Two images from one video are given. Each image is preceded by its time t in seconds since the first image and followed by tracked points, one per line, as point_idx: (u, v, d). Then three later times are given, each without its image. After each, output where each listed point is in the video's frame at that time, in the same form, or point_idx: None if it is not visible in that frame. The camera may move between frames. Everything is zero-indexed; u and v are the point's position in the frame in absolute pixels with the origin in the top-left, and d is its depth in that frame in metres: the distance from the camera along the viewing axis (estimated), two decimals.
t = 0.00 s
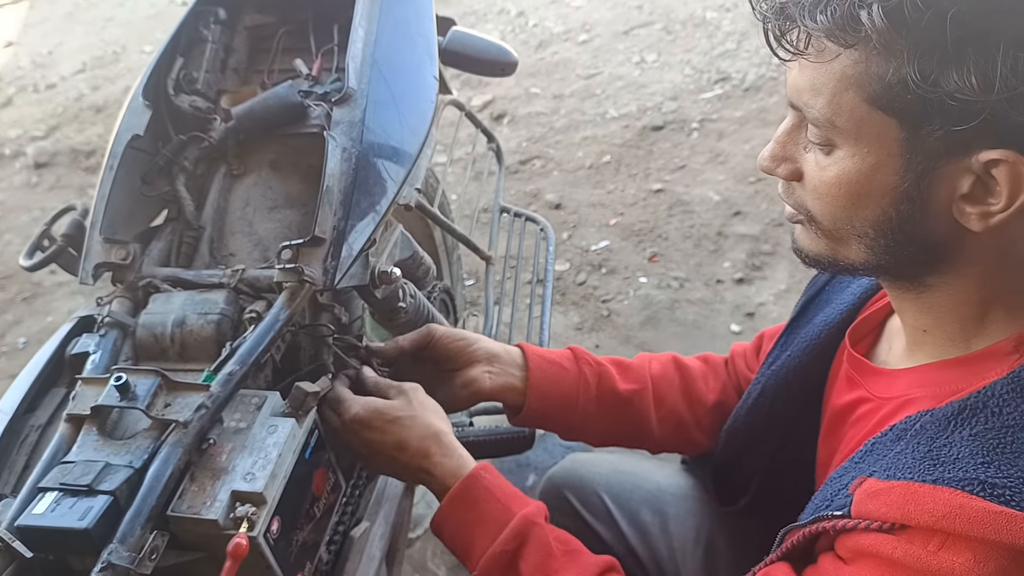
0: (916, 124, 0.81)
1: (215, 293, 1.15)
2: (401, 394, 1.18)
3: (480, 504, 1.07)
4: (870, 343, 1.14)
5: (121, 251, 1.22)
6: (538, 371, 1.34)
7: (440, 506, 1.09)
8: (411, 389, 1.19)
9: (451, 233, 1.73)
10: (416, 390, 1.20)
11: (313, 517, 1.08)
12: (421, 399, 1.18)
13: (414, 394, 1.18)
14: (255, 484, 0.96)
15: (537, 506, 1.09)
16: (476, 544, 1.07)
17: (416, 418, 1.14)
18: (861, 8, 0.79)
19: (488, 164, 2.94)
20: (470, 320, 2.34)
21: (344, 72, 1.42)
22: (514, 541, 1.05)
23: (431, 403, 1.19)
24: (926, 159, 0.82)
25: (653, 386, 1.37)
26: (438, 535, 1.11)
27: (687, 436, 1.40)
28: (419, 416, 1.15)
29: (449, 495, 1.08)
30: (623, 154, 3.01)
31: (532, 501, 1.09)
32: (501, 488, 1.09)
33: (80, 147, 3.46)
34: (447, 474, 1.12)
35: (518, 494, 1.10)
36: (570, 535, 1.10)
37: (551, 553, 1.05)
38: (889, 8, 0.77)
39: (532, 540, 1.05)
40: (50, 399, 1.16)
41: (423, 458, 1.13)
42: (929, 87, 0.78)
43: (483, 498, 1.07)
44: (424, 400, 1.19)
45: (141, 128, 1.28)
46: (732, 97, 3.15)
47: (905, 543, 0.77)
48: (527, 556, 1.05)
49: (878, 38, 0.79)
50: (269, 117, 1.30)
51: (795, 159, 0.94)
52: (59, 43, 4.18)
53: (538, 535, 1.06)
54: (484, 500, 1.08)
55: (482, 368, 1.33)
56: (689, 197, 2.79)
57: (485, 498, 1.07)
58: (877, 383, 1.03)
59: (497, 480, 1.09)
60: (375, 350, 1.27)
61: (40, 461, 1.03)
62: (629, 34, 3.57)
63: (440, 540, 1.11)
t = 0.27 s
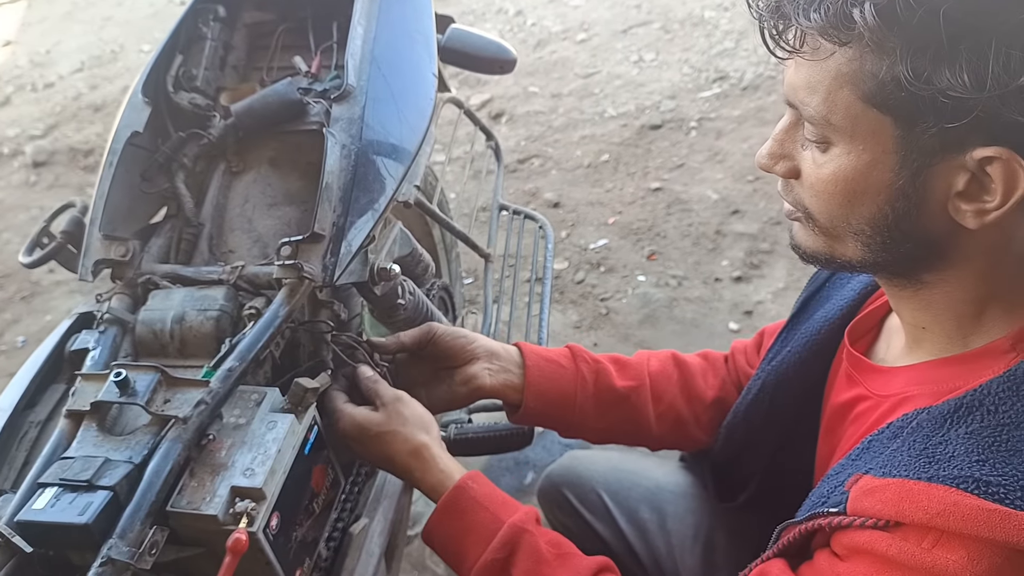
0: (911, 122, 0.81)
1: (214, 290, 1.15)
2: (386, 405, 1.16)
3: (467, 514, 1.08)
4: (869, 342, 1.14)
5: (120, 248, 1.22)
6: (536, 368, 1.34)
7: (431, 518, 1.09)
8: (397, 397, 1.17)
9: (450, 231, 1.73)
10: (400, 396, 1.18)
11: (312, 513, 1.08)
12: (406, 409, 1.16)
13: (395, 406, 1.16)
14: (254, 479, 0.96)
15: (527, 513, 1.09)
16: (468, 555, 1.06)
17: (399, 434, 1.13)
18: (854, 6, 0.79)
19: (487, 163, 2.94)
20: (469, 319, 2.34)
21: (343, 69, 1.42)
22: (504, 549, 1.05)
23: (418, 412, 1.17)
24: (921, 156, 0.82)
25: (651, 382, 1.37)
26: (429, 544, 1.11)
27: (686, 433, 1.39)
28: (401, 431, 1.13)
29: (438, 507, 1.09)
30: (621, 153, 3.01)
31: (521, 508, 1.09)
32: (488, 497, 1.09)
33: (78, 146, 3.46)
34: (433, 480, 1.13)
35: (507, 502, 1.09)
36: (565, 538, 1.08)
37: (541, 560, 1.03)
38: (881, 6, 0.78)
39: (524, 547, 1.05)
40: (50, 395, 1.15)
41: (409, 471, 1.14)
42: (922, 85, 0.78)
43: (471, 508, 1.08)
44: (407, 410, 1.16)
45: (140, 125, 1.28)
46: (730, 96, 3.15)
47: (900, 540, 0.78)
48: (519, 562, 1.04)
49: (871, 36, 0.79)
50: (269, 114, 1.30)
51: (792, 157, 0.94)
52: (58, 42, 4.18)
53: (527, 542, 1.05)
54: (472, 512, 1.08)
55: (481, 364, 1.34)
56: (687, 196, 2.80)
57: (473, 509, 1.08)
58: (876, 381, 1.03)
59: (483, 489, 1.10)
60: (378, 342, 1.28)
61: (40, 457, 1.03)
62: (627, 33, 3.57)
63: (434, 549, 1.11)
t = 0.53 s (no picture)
0: (903, 110, 0.81)
1: (207, 286, 1.15)
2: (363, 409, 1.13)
3: (447, 517, 1.07)
4: (863, 336, 1.13)
5: (114, 245, 1.21)
6: (525, 363, 1.35)
7: (410, 522, 1.09)
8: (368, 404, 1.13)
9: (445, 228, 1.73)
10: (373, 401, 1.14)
11: (306, 510, 1.08)
12: (382, 417, 1.13)
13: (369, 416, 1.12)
14: (247, 476, 0.96)
15: (509, 510, 1.08)
16: (451, 556, 1.07)
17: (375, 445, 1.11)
18: None
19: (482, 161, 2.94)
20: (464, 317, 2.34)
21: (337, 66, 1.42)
22: (486, 549, 1.04)
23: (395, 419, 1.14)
24: (913, 145, 0.82)
25: (641, 377, 1.37)
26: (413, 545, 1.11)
27: (677, 426, 1.39)
28: (376, 442, 1.11)
29: (416, 511, 1.09)
30: (617, 152, 3.01)
31: (502, 505, 1.09)
32: (469, 497, 1.09)
33: (73, 145, 3.45)
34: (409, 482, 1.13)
35: (488, 499, 1.09)
36: (549, 533, 1.08)
37: (524, 557, 1.03)
38: None
39: (505, 546, 1.05)
40: (42, 391, 1.13)
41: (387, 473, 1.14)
42: (916, 72, 0.78)
43: (450, 511, 1.08)
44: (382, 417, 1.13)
45: (134, 121, 1.28)
46: (726, 94, 3.15)
47: (892, 534, 0.77)
48: (502, 561, 1.04)
49: (865, 22, 0.79)
50: (263, 111, 1.29)
51: (784, 148, 0.94)
52: (53, 41, 4.17)
53: (509, 542, 1.05)
54: (451, 514, 1.07)
55: (473, 360, 1.35)
56: (683, 194, 2.80)
57: (452, 511, 1.07)
58: (868, 376, 1.03)
59: (463, 489, 1.09)
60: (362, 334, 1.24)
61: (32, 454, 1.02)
62: (623, 31, 3.57)
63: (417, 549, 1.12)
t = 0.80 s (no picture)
0: (888, 107, 0.81)
1: (199, 286, 1.15)
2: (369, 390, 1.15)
3: (446, 503, 1.08)
4: (851, 333, 1.13)
5: (106, 245, 1.21)
6: (523, 364, 1.34)
7: (410, 505, 1.09)
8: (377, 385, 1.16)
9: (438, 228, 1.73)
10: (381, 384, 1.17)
11: (300, 510, 1.08)
12: (390, 397, 1.16)
13: (378, 395, 1.15)
14: (241, 476, 0.97)
15: (507, 502, 1.08)
16: (447, 542, 1.06)
17: (376, 421, 1.13)
18: None
19: (476, 161, 2.94)
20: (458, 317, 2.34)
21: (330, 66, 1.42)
22: (485, 535, 1.04)
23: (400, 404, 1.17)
24: (898, 142, 0.82)
25: (637, 378, 1.37)
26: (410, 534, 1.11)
27: (671, 428, 1.39)
28: (378, 419, 1.13)
29: (417, 495, 1.09)
30: (610, 152, 3.01)
31: (502, 497, 1.09)
32: (469, 485, 1.09)
33: (65, 146, 3.44)
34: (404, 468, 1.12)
35: (487, 490, 1.09)
36: (544, 529, 1.08)
37: (521, 547, 1.03)
38: None
39: (504, 534, 1.04)
40: (35, 393, 1.13)
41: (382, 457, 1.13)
42: (899, 68, 0.78)
43: (450, 497, 1.08)
44: (390, 399, 1.16)
45: (126, 122, 1.27)
46: (719, 94, 3.16)
47: (887, 525, 0.78)
48: (499, 549, 1.04)
49: (847, 20, 0.79)
50: (255, 112, 1.29)
51: (773, 147, 0.94)
52: (44, 42, 4.16)
53: (507, 530, 1.05)
54: (450, 499, 1.08)
55: (473, 365, 1.35)
56: (675, 194, 2.80)
57: (451, 496, 1.08)
58: (858, 371, 1.03)
59: (464, 477, 1.10)
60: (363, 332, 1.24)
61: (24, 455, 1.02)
62: (616, 32, 3.57)
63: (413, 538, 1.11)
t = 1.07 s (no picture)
0: (904, 101, 0.82)
1: (203, 288, 1.14)
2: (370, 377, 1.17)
3: (460, 477, 1.07)
4: (862, 327, 1.14)
5: (109, 246, 1.21)
6: (533, 369, 1.34)
7: (424, 480, 1.08)
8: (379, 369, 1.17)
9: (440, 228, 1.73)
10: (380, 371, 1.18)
11: (304, 512, 1.08)
12: (390, 379, 1.17)
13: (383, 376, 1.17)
14: (245, 478, 0.96)
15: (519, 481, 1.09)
16: (458, 516, 1.05)
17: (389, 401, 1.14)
18: None
19: (475, 161, 2.94)
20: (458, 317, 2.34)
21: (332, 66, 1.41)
22: (496, 510, 1.04)
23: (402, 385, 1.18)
24: (914, 136, 0.83)
25: (645, 382, 1.37)
26: (421, 511, 1.09)
27: (680, 433, 1.39)
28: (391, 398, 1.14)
29: (431, 469, 1.08)
30: (609, 151, 3.01)
31: (514, 477, 1.09)
32: (483, 463, 1.09)
33: (63, 146, 3.43)
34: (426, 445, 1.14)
35: (499, 469, 1.09)
36: (552, 511, 1.09)
37: (533, 525, 1.04)
38: None
39: (514, 510, 1.04)
40: (37, 395, 1.12)
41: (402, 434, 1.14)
42: (916, 62, 0.79)
43: (463, 471, 1.07)
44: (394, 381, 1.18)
45: (127, 122, 1.27)
46: (718, 94, 3.15)
47: (899, 517, 0.78)
48: (510, 526, 1.04)
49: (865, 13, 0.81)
50: (256, 112, 1.29)
51: (787, 142, 0.95)
52: (41, 42, 4.14)
53: (518, 507, 1.05)
54: (466, 473, 1.07)
55: (479, 372, 1.36)
56: (675, 193, 2.80)
57: (466, 471, 1.07)
58: (868, 366, 1.03)
59: (478, 454, 1.09)
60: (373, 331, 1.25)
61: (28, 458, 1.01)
62: (614, 31, 3.57)
63: (423, 512, 1.10)
